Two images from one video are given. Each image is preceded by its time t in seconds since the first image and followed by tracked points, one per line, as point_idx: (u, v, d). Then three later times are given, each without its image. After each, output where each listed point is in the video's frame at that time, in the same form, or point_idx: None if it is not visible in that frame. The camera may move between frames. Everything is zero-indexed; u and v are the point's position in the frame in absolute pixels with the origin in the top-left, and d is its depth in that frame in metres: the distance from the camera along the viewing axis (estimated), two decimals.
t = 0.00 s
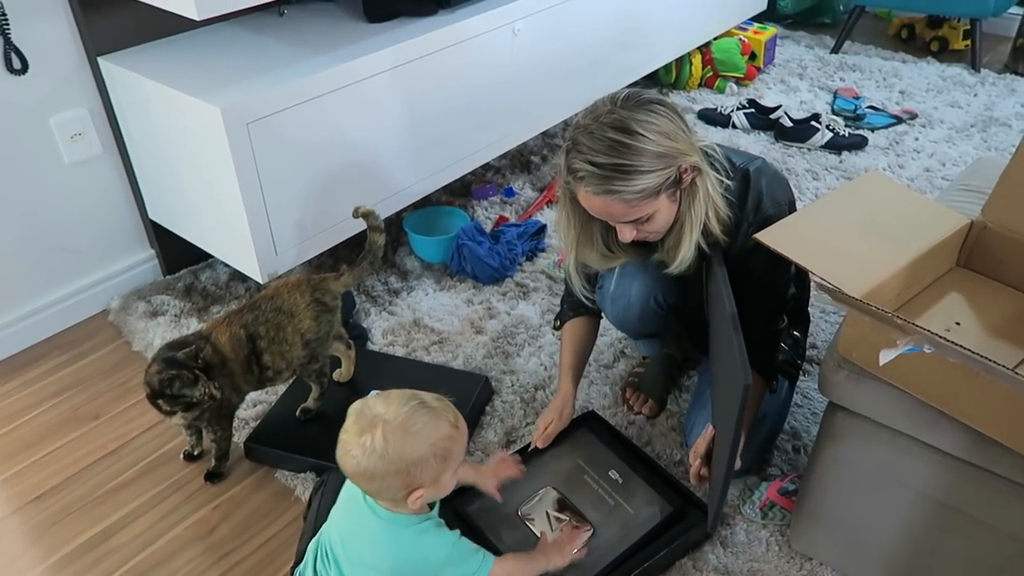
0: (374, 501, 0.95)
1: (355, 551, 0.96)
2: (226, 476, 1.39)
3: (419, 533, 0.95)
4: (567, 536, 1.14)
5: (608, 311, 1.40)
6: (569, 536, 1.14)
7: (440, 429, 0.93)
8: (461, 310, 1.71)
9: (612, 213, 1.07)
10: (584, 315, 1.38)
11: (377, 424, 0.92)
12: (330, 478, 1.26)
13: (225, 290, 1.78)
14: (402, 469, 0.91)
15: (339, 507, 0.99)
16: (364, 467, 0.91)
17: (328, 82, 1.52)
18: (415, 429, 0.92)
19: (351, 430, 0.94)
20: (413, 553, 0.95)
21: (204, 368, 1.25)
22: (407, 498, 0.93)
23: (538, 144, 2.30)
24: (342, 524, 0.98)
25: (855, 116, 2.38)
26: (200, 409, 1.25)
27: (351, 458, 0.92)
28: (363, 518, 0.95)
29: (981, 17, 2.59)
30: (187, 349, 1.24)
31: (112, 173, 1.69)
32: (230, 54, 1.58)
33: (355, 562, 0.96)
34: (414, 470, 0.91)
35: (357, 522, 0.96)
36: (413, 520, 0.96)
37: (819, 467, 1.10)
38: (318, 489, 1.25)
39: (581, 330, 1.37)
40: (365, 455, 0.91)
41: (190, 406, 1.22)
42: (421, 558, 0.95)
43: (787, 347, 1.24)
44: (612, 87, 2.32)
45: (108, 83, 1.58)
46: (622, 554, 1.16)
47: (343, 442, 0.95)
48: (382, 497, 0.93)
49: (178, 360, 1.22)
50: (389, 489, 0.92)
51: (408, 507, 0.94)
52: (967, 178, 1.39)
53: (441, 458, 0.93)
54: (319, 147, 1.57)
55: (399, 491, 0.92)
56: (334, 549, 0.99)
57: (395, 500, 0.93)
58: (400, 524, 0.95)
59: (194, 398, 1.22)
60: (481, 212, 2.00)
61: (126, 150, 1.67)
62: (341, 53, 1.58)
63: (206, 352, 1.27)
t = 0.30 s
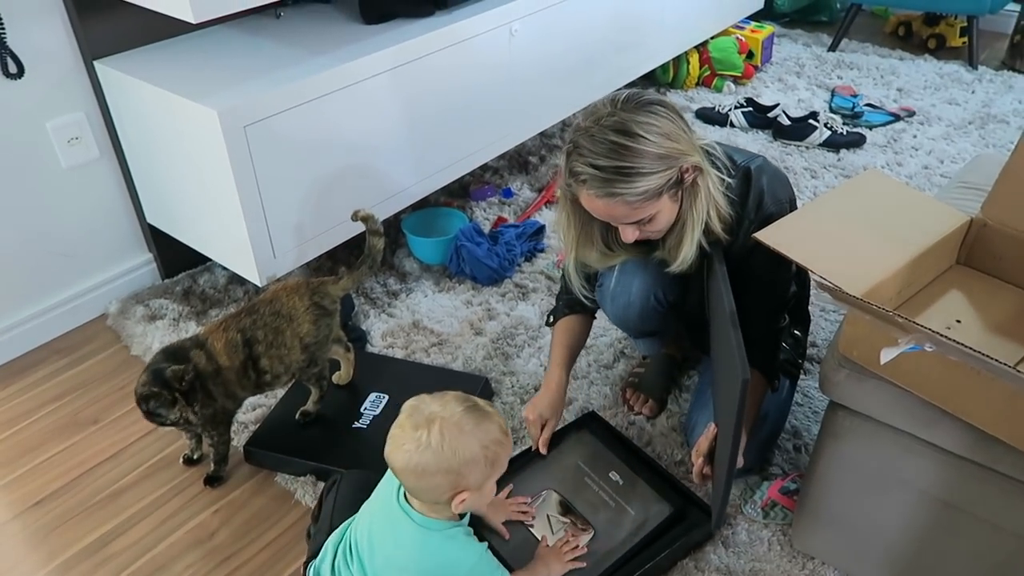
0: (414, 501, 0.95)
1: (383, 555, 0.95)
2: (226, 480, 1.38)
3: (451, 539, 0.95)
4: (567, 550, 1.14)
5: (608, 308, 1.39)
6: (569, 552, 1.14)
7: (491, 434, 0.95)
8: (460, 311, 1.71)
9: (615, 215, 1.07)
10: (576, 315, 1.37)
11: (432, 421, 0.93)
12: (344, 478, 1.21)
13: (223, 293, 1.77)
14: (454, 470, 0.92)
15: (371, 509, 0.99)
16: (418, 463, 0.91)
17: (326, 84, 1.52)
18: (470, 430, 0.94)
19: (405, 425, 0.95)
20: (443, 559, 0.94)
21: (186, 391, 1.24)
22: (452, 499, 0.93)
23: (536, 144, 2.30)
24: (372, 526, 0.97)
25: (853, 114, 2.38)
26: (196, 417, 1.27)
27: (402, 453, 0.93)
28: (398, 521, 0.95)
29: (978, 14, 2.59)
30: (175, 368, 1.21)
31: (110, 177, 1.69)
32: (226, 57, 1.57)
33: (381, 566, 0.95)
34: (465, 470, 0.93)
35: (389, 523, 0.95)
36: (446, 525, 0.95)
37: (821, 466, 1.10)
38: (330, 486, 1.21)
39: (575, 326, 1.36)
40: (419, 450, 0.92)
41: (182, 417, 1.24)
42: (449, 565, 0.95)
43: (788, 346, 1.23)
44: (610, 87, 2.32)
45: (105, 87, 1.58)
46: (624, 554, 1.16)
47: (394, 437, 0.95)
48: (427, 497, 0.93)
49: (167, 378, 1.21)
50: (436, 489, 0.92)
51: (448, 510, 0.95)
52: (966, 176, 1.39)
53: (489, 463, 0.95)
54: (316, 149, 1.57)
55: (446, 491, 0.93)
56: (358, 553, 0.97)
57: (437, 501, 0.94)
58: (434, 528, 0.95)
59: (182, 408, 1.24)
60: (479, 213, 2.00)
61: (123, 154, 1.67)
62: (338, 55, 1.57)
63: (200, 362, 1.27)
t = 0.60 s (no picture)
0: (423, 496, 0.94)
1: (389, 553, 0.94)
2: (222, 483, 1.38)
3: (458, 533, 0.95)
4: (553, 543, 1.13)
5: (602, 308, 1.39)
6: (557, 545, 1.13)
7: (501, 429, 0.95)
8: (456, 312, 1.71)
9: (612, 221, 1.07)
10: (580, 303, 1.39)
11: (445, 415, 0.93)
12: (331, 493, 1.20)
13: (218, 295, 1.77)
14: (467, 464, 0.92)
15: (375, 509, 0.98)
16: (431, 456, 0.91)
17: (320, 86, 1.52)
18: (484, 424, 0.94)
19: (417, 418, 0.94)
20: (451, 554, 0.94)
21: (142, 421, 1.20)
22: (461, 494, 0.93)
23: (530, 145, 2.30)
24: (377, 525, 0.96)
25: (847, 112, 2.38)
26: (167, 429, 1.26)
27: (414, 447, 0.92)
28: (405, 517, 0.94)
29: (970, 12, 2.60)
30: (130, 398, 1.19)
31: (103, 181, 1.68)
32: (219, 59, 1.57)
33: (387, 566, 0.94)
34: (479, 464, 0.93)
35: (396, 522, 0.95)
36: (454, 519, 0.95)
37: (816, 465, 1.10)
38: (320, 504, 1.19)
39: (580, 315, 1.39)
40: (431, 443, 0.92)
41: (141, 436, 1.24)
42: (457, 560, 0.94)
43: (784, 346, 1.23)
44: (604, 87, 2.32)
45: (97, 90, 1.57)
46: (616, 556, 1.16)
47: (406, 429, 0.94)
48: (439, 493, 0.92)
49: (114, 405, 1.20)
50: (449, 483, 0.92)
51: (455, 505, 0.95)
52: (960, 174, 1.39)
53: (500, 457, 0.95)
54: (310, 151, 1.57)
55: (457, 485, 0.92)
56: (361, 554, 0.96)
57: (446, 495, 0.93)
58: (441, 523, 0.94)
59: (144, 426, 1.23)
60: (474, 214, 1.99)
61: (116, 157, 1.66)
62: (332, 57, 1.57)
63: (179, 377, 1.25)
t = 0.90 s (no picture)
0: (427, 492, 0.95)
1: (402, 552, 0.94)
2: (220, 486, 1.38)
3: (467, 525, 0.96)
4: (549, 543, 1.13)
5: (597, 308, 1.39)
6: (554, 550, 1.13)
7: (495, 414, 0.97)
8: (453, 314, 1.71)
9: (607, 222, 1.07)
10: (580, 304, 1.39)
11: (441, 410, 0.94)
12: (316, 524, 1.16)
13: (215, 298, 1.77)
14: (468, 454, 0.93)
15: (380, 509, 0.98)
16: (434, 452, 0.92)
17: (317, 89, 1.52)
18: (480, 412, 0.95)
19: (413, 418, 0.95)
20: (462, 546, 0.94)
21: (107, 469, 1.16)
22: (466, 485, 0.94)
23: (527, 146, 2.30)
24: (385, 526, 0.96)
25: (843, 113, 2.39)
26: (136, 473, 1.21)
27: (416, 445, 0.93)
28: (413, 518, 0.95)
29: (965, 12, 2.60)
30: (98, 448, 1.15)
31: (99, 184, 1.68)
32: (215, 62, 1.57)
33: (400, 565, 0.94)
34: (481, 452, 0.94)
35: (405, 520, 0.95)
36: (460, 512, 0.96)
37: (813, 465, 1.11)
38: (305, 536, 1.15)
39: (580, 316, 1.39)
40: (431, 440, 0.92)
41: (108, 488, 1.18)
42: (469, 553, 0.95)
43: (781, 346, 1.24)
44: (600, 88, 2.32)
45: (93, 94, 1.57)
46: (616, 556, 1.16)
47: (404, 430, 0.95)
48: (445, 488, 0.94)
49: (80, 457, 1.14)
50: (456, 476, 0.93)
51: (460, 498, 0.96)
52: (955, 174, 1.39)
53: (498, 444, 0.96)
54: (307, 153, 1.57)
55: (463, 478, 0.93)
56: (371, 559, 0.95)
57: (451, 491, 0.94)
58: (450, 516, 0.95)
59: (111, 477, 1.18)
60: (471, 216, 2.00)
61: (112, 161, 1.66)
62: (328, 59, 1.57)
63: (150, 421, 1.19)
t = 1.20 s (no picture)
0: (445, 487, 0.95)
1: (394, 537, 0.95)
2: (217, 491, 1.38)
3: (459, 528, 0.95)
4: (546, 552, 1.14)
5: (592, 308, 1.40)
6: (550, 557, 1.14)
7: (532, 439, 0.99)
8: (450, 317, 1.71)
9: (602, 224, 1.08)
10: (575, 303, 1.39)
11: (488, 414, 0.96)
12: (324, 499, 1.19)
13: (212, 303, 1.76)
14: (501, 462, 0.95)
15: (382, 494, 0.99)
16: (470, 449, 0.94)
17: (313, 93, 1.52)
18: (523, 430, 0.98)
19: (461, 414, 0.97)
20: (448, 546, 0.94)
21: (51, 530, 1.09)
22: (487, 493, 0.95)
23: (523, 149, 2.30)
24: (387, 508, 0.97)
25: (839, 114, 2.39)
26: (87, 518, 1.16)
27: (452, 438, 0.95)
28: (415, 508, 0.95)
29: (960, 13, 2.61)
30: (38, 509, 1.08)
31: (95, 190, 1.68)
32: (211, 67, 1.57)
33: (386, 551, 0.94)
34: (511, 466, 0.96)
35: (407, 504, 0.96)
36: (461, 513, 0.96)
37: (810, 465, 1.11)
38: (311, 509, 1.20)
39: (576, 315, 1.39)
40: (472, 437, 0.95)
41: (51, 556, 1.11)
42: (454, 554, 0.94)
43: (777, 347, 1.24)
44: (595, 91, 2.33)
45: (90, 99, 1.58)
46: (613, 558, 1.16)
47: (446, 422, 0.97)
48: (465, 487, 0.94)
49: (18, 521, 1.07)
50: (482, 480, 0.94)
51: (475, 505, 0.96)
52: (951, 174, 1.40)
53: (527, 464, 0.98)
54: (304, 157, 1.57)
55: (487, 484, 0.95)
56: (363, 538, 0.96)
57: (469, 494, 0.95)
58: (446, 514, 0.95)
59: (54, 540, 1.11)
60: (468, 219, 2.00)
61: (109, 166, 1.66)
62: (324, 63, 1.58)
63: (83, 463, 1.14)
